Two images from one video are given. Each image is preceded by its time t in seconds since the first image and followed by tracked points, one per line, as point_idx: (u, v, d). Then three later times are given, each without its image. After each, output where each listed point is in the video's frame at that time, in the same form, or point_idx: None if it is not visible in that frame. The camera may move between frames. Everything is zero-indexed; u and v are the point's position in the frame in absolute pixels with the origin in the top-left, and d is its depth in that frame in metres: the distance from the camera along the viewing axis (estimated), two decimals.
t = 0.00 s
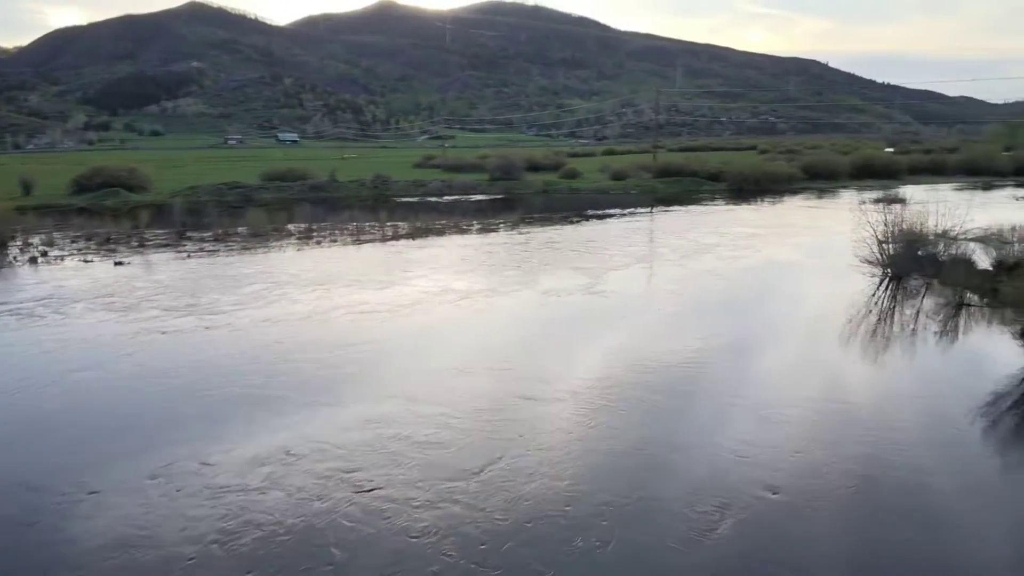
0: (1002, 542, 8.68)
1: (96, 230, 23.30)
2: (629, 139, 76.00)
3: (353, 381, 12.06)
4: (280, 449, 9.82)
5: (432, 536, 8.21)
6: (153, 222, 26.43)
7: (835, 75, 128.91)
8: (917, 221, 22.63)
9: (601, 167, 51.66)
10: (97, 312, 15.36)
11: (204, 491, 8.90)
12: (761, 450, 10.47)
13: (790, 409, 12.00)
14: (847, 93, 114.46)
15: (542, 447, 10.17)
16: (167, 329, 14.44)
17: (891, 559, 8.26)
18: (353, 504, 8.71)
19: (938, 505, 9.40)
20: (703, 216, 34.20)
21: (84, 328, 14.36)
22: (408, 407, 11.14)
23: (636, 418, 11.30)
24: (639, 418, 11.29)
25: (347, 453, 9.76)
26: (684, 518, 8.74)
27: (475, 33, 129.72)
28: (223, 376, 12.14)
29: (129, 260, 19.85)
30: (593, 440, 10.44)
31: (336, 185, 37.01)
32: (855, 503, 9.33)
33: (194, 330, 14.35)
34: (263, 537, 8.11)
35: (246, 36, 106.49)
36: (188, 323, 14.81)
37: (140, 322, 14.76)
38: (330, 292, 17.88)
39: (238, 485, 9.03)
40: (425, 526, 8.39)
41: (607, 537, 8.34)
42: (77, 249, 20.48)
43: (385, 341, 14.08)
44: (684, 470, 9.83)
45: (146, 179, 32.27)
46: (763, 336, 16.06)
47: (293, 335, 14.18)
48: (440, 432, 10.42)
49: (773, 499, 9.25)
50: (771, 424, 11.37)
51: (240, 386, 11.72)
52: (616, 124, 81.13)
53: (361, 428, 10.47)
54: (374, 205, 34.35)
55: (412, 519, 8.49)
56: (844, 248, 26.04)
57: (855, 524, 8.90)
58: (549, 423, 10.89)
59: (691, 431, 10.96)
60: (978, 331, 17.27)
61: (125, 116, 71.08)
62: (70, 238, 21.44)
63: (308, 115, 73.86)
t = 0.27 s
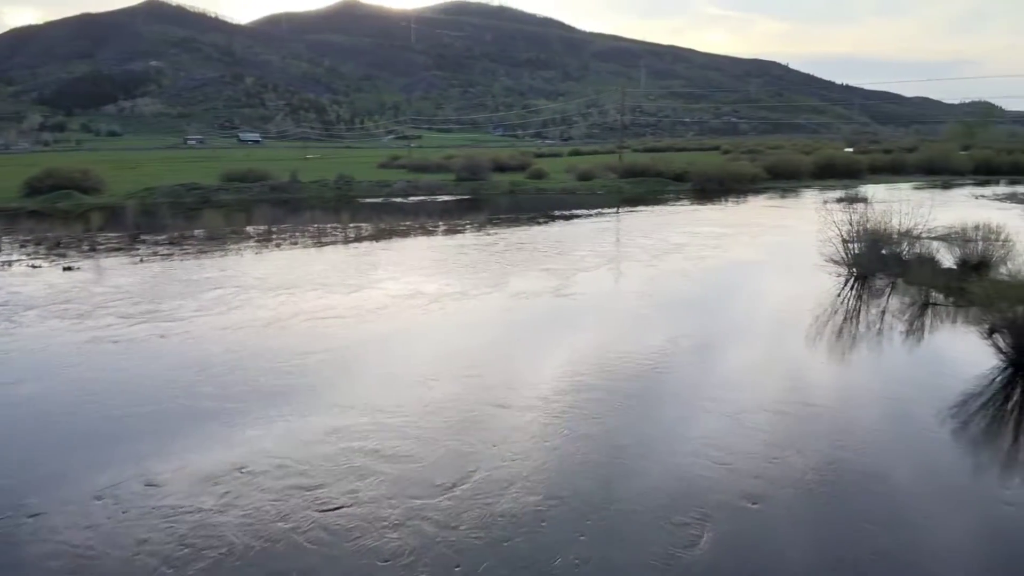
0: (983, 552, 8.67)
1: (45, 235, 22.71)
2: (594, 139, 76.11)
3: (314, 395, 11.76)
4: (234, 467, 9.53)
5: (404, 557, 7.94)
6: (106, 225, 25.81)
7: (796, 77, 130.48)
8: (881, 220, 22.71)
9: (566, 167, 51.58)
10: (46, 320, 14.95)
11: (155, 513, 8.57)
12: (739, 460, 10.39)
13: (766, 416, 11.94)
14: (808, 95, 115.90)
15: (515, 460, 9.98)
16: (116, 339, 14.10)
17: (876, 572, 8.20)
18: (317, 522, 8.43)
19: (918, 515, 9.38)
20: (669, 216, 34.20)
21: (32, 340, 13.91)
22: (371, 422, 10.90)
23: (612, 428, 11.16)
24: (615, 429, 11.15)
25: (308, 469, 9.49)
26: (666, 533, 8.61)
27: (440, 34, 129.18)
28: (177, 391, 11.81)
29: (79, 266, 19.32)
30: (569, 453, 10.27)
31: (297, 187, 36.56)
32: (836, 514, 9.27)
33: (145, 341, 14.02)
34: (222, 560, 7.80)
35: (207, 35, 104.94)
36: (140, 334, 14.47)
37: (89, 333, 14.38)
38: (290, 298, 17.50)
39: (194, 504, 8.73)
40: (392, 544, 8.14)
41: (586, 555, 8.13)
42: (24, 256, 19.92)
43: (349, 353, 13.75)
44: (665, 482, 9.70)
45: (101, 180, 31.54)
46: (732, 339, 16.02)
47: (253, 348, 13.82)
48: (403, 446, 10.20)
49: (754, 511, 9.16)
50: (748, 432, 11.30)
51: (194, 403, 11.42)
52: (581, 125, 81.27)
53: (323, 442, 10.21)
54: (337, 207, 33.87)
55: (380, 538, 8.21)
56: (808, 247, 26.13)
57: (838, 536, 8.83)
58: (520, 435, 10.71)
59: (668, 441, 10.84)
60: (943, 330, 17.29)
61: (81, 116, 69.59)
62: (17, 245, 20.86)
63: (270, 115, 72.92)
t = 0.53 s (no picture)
0: (965, 556, 8.60)
1: None
2: (559, 140, 76.09)
3: (278, 408, 11.42)
4: (190, 486, 9.22)
5: None
6: (58, 228, 25.13)
7: (758, 78, 131.85)
8: (847, 219, 22.77)
9: (532, 168, 51.39)
10: None
11: (105, 538, 8.23)
12: (719, 468, 10.26)
13: (743, 422, 11.86)
14: (770, 96, 117.17)
15: (488, 472, 9.76)
16: (65, 349, 13.67)
17: None
18: (280, 545, 8.14)
19: (900, 519, 9.31)
20: (635, 216, 34.14)
21: None
22: (337, 435, 10.61)
23: (588, 437, 10.99)
24: (592, 437, 10.97)
25: (270, 487, 9.20)
26: (644, 545, 8.41)
27: (404, 33, 128.41)
28: (133, 406, 11.44)
29: (27, 271, 18.75)
30: (544, 463, 10.07)
31: (257, 189, 36.02)
32: (818, 520, 9.17)
33: (96, 351, 13.62)
34: None
35: (166, 33, 103.26)
36: (91, 343, 14.06)
37: (37, 342, 13.95)
38: (250, 304, 17.06)
39: (148, 528, 8.40)
40: (359, 566, 7.87)
41: (561, 571, 7.92)
42: None
43: (311, 362, 13.38)
44: (645, 491, 9.53)
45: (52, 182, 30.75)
46: (702, 342, 15.96)
47: (211, 358, 13.42)
48: (370, 460, 9.94)
49: (735, 521, 9.01)
50: (725, 439, 11.19)
51: (150, 419, 11.07)
52: (546, 126, 81.24)
53: (287, 458, 9.92)
54: (298, 208, 33.32)
55: (349, 561, 7.93)
56: (774, 246, 26.18)
57: (822, 543, 8.72)
58: (493, 446, 10.48)
59: (646, 450, 10.69)
60: (909, 330, 17.30)
61: (35, 116, 68.03)
62: None
63: (231, 115, 71.88)
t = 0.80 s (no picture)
0: (946, 563, 8.52)
1: None
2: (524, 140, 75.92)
3: (240, 424, 11.04)
4: (145, 508, 8.83)
5: None
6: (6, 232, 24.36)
7: (719, 79, 133.01)
8: (812, 218, 22.78)
9: (497, 168, 51.10)
10: None
11: (51, 564, 7.84)
12: (698, 476, 10.14)
13: (718, 429, 11.75)
14: (731, 97, 118.22)
15: (463, 486, 9.49)
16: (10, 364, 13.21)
17: None
18: (241, 568, 7.80)
19: (880, 526, 9.23)
20: (601, 216, 33.98)
21: None
22: (302, 449, 10.30)
23: (565, 447, 10.78)
24: (569, 447, 10.78)
25: (232, 507, 8.84)
26: (624, 559, 8.20)
27: (366, 33, 127.39)
28: (84, 423, 11.02)
29: None
30: (522, 477, 9.84)
31: (214, 192, 35.38)
32: (799, 529, 9.06)
33: (43, 366, 13.20)
34: None
35: (122, 31, 101.33)
36: (38, 356, 13.62)
37: None
38: (207, 314, 16.56)
39: (99, 552, 8.02)
40: None
41: None
42: None
43: (271, 376, 12.95)
44: (626, 503, 9.35)
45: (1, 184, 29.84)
46: (671, 344, 15.85)
47: (166, 374, 12.96)
48: (338, 476, 9.64)
49: (716, 531, 8.85)
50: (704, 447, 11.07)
51: (102, 435, 10.67)
52: (510, 126, 81.06)
53: (250, 475, 9.57)
54: (257, 210, 32.67)
55: None
56: (740, 245, 26.15)
57: (804, 553, 8.61)
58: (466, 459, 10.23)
59: (625, 458, 10.51)
60: (875, 330, 17.29)
61: None
62: None
63: (190, 115, 70.66)
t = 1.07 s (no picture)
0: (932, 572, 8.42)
1: None
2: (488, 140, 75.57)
3: (201, 439, 10.61)
4: (96, 531, 8.38)
5: None
6: None
7: (682, 81, 133.95)
8: (779, 218, 22.74)
9: (462, 168, 50.69)
10: None
11: None
12: (682, 487, 9.94)
13: (696, 433, 11.58)
14: (694, 98, 119.10)
15: (441, 501, 9.18)
16: None
17: None
18: None
19: (865, 536, 9.10)
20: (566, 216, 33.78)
21: None
22: (268, 464, 9.92)
23: (542, 457, 10.52)
24: (546, 457, 10.52)
25: (191, 529, 8.42)
26: None
27: (328, 32, 126.09)
28: (35, 440, 10.53)
29: None
30: (500, 489, 9.55)
31: (171, 194, 34.58)
32: (784, 539, 8.91)
33: None
34: None
35: (76, 30, 99.12)
36: None
37: None
38: (161, 321, 15.99)
39: None
40: None
41: None
42: None
43: (230, 387, 12.49)
44: (608, 515, 9.12)
45: None
46: (642, 344, 15.66)
47: (122, 385, 12.47)
48: (308, 493, 9.26)
49: (700, 545, 8.66)
50: (683, 453, 10.88)
51: (54, 453, 10.19)
52: (474, 127, 80.70)
53: (214, 493, 9.17)
54: (215, 212, 31.92)
55: None
56: (706, 245, 26.07)
57: (791, 565, 8.44)
58: (442, 471, 9.92)
59: (604, 467, 10.28)
60: (844, 329, 17.22)
61: None
62: None
63: (147, 114, 69.23)
